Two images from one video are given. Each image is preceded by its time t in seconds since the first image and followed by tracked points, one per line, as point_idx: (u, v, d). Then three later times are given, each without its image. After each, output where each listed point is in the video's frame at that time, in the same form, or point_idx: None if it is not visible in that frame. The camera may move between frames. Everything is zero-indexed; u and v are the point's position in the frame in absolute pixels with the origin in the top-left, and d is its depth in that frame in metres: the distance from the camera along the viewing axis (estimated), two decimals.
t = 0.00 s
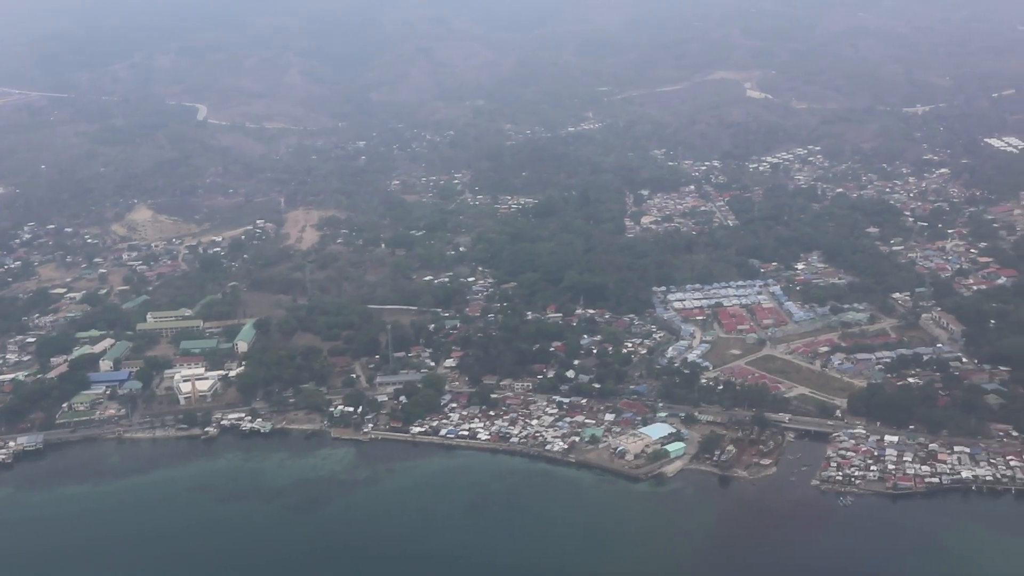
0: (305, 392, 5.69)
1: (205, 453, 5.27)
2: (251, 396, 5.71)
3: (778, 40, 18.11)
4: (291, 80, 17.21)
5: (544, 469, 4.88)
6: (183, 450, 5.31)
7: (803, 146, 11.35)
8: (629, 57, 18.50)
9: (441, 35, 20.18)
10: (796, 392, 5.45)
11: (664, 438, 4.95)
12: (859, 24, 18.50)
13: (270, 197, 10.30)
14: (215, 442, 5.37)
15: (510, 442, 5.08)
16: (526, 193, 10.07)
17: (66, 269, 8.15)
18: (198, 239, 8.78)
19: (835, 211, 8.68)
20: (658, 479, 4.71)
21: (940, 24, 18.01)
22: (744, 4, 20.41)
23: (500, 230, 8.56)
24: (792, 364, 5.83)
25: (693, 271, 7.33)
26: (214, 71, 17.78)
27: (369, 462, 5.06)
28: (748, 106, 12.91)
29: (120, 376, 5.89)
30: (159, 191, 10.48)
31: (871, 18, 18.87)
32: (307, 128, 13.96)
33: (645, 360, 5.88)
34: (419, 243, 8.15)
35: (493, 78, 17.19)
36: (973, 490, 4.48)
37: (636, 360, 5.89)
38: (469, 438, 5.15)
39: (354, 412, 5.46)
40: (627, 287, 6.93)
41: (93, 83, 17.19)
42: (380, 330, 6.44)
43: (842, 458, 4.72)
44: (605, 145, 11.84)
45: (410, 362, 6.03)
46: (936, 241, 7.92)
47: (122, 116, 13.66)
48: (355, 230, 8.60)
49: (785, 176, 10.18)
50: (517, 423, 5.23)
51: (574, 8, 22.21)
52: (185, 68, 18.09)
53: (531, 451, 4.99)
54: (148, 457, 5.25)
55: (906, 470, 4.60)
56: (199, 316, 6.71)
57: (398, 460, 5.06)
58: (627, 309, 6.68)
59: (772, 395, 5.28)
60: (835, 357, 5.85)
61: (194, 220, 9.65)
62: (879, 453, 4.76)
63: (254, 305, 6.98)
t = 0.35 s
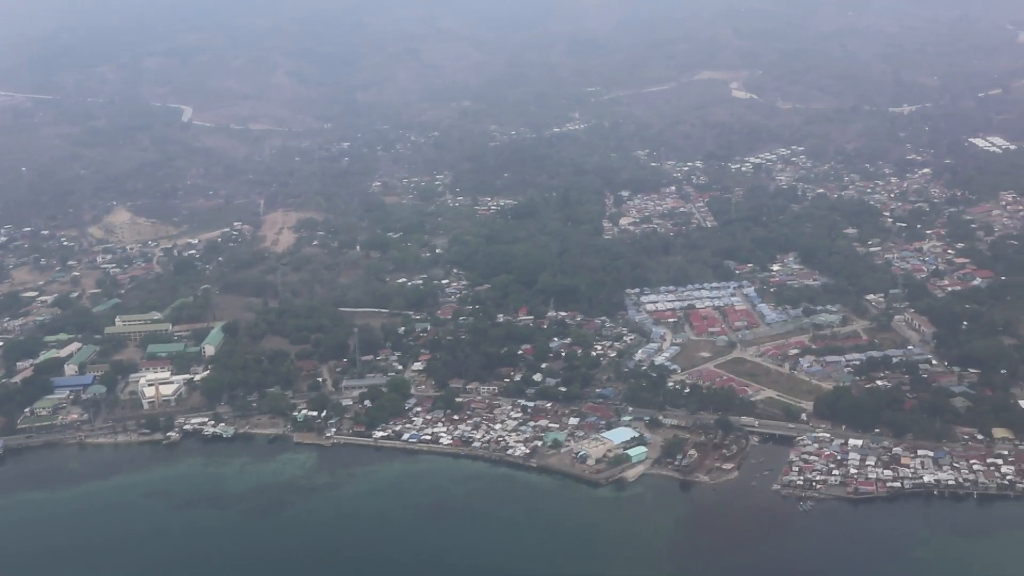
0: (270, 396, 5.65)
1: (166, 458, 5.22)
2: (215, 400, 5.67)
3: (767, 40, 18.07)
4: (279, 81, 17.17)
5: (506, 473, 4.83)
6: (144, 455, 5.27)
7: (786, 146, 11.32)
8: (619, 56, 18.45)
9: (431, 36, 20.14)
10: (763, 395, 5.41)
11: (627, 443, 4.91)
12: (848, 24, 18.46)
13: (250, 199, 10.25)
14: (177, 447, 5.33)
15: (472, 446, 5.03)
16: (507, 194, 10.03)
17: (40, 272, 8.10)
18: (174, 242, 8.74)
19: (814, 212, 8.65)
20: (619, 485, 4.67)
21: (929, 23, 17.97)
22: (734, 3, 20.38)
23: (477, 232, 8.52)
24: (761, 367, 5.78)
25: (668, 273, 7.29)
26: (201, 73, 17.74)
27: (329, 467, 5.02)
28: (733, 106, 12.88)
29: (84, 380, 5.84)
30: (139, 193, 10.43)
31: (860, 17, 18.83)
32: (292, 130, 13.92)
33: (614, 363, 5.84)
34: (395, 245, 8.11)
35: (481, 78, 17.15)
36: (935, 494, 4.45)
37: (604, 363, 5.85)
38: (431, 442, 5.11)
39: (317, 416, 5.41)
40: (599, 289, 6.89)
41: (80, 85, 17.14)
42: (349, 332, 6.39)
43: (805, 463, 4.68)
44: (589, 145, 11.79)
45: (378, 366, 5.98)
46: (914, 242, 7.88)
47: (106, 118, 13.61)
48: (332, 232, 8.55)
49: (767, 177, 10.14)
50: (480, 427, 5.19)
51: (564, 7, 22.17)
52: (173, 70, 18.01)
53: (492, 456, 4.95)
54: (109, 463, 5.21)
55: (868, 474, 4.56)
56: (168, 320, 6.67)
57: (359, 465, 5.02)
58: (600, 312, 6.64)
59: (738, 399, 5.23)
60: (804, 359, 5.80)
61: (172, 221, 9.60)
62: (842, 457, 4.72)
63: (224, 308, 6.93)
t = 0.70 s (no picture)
0: (233, 400, 5.60)
1: (126, 463, 5.18)
2: (178, 404, 5.62)
3: (755, 40, 18.04)
4: (266, 82, 17.13)
5: (467, 478, 4.79)
6: (104, 460, 5.22)
7: (769, 146, 11.29)
8: (607, 56, 18.41)
9: (419, 37, 20.10)
10: (729, 398, 5.37)
11: (588, 447, 4.87)
12: (837, 23, 18.44)
13: (229, 201, 10.20)
14: (137, 452, 5.28)
15: (433, 451, 4.99)
16: (486, 195, 9.99)
17: (13, 275, 8.05)
18: (149, 244, 8.69)
19: (792, 213, 8.61)
20: (578, 490, 4.63)
21: (918, 23, 17.94)
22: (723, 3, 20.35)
23: (453, 233, 8.47)
24: (729, 369, 5.74)
25: (641, 274, 7.25)
26: (188, 74, 17.69)
27: (289, 472, 4.98)
28: (717, 106, 12.85)
29: (47, 385, 5.79)
30: (117, 195, 10.38)
31: (849, 16, 18.80)
32: (276, 131, 13.87)
33: (581, 366, 5.79)
34: (369, 247, 8.06)
35: (468, 79, 17.12)
36: (896, 499, 4.41)
37: (572, 366, 5.80)
38: (392, 447, 5.07)
39: (280, 420, 5.37)
40: (571, 292, 6.84)
41: (65, 86, 17.09)
42: (317, 336, 6.34)
43: (766, 467, 4.64)
44: (571, 146, 11.75)
45: (344, 369, 5.94)
46: (890, 243, 7.84)
47: (89, 119, 13.56)
48: (308, 234, 8.50)
49: (748, 177, 10.10)
50: (442, 432, 5.15)
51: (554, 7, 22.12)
52: (160, 71, 17.96)
53: (452, 461, 4.91)
54: (68, 468, 5.16)
55: (829, 479, 4.53)
56: (136, 323, 6.62)
57: (319, 470, 4.98)
58: (571, 315, 6.59)
59: (703, 402, 5.19)
60: (772, 362, 5.76)
61: (150, 223, 9.55)
62: (803, 462, 4.68)
63: (194, 311, 6.88)
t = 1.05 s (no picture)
0: (196, 404, 5.56)
1: (85, 469, 5.14)
2: (141, 408, 5.58)
3: (744, 39, 18.01)
4: (253, 83, 17.08)
5: (426, 484, 4.75)
6: (64, 465, 5.18)
7: (752, 147, 11.26)
8: (597, 56, 18.36)
9: (409, 37, 20.05)
10: (695, 402, 5.32)
11: (549, 452, 4.83)
12: (826, 23, 18.40)
13: (208, 203, 10.16)
14: (98, 457, 5.24)
15: (393, 456, 4.95)
16: (466, 196, 9.95)
17: None
18: (125, 246, 8.65)
19: (770, 214, 8.57)
20: (537, 497, 4.59)
21: (907, 23, 17.91)
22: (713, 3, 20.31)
23: (430, 234, 8.43)
24: (697, 373, 5.70)
25: (616, 277, 7.21)
26: (175, 75, 17.64)
27: (250, 478, 4.94)
28: (701, 107, 12.82)
29: (10, 390, 5.75)
30: (97, 197, 10.34)
31: (838, 16, 18.77)
32: (261, 133, 13.83)
33: (548, 370, 5.75)
34: (345, 249, 8.02)
35: (455, 80, 17.09)
36: (856, 504, 4.37)
37: (539, 369, 5.76)
38: (353, 451, 5.03)
39: (242, 425, 5.33)
40: (543, 294, 6.80)
41: (51, 88, 17.04)
42: (285, 338, 6.30)
43: (726, 472, 4.60)
44: (554, 147, 11.71)
45: (310, 373, 5.90)
46: (867, 244, 7.81)
47: (73, 121, 13.51)
48: (283, 237, 8.46)
49: (729, 178, 10.07)
50: (404, 436, 5.10)
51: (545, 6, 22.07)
52: (147, 73, 17.91)
53: (413, 466, 4.87)
54: (27, 473, 5.12)
55: (789, 484, 4.49)
56: (104, 326, 6.57)
57: (279, 475, 4.94)
58: (542, 317, 6.55)
59: (667, 406, 5.15)
60: (741, 365, 5.72)
61: (127, 225, 9.51)
62: (765, 466, 4.64)
63: (163, 314, 6.84)
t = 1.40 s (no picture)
0: (160, 409, 5.52)
1: (45, 475, 5.10)
2: (104, 414, 5.54)
3: (735, 40, 17.95)
4: (242, 85, 17.04)
5: (386, 491, 4.71)
6: (24, 471, 5.14)
7: (736, 148, 11.21)
8: (588, 57, 18.31)
9: (400, 38, 20.00)
10: (662, 407, 5.28)
11: (511, 458, 4.79)
12: (818, 23, 18.35)
13: (189, 206, 10.13)
14: (58, 463, 5.20)
15: (355, 462, 4.91)
16: (448, 199, 9.91)
17: None
18: (102, 250, 8.61)
19: (750, 216, 8.53)
20: (496, 504, 4.55)
21: (898, 23, 17.87)
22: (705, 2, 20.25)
23: (408, 237, 8.39)
24: (666, 377, 5.65)
25: (591, 279, 7.16)
26: (164, 77, 17.59)
27: (209, 484, 4.90)
28: (688, 108, 12.77)
29: None
30: (77, 200, 10.30)
31: (830, 16, 18.71)
32: (247, 135, 13.79)
33: (516, 374, 5.70)
34: (321, 252, 7.98)
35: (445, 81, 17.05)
36: (816, 510, 4.33)
37: (507, 374, 5.72)
38: (315, 457, 4.99)
39: (205, 430, 5.28)
40: (516, 297, 6.75)
41: (39, 90, 17.00)
42: (254, 342, 6.25)
43: (687, 478, 4.56)
44: (540, 149, 11.66)
45: (277, 378, 5.85)
46: (846, 246, 7.76)
47: (58, 123, 13.47)
48: (260, 240, 8.41)
49: (712, 180, 10.02)
50: (367, 441, 5.07)
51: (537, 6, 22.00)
52: (136, 74, 17.86)
53: (374, 472, 4.83)
54: None
55: (750, 490, 4.45)
56: (73, 331, 6.54)
57: (239, 481, 4.90)
58: (514, 320, 6.51)
59: (633, 411, 5.11)
60: (710, 369, 5.67)
61: (106, 228, 9.47)
62: (726, 472, 4.60)
63: (133, 318, 6.80)
